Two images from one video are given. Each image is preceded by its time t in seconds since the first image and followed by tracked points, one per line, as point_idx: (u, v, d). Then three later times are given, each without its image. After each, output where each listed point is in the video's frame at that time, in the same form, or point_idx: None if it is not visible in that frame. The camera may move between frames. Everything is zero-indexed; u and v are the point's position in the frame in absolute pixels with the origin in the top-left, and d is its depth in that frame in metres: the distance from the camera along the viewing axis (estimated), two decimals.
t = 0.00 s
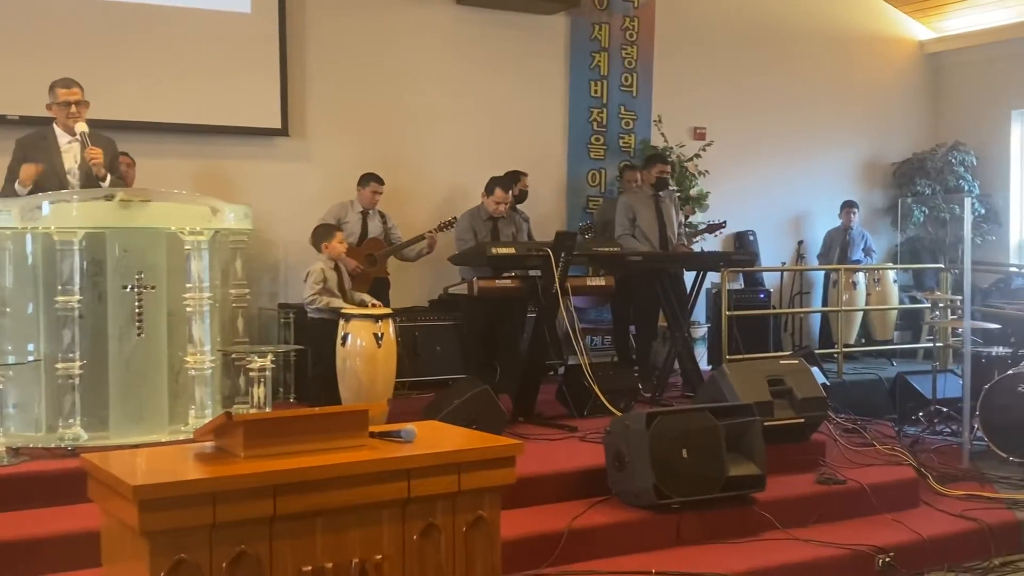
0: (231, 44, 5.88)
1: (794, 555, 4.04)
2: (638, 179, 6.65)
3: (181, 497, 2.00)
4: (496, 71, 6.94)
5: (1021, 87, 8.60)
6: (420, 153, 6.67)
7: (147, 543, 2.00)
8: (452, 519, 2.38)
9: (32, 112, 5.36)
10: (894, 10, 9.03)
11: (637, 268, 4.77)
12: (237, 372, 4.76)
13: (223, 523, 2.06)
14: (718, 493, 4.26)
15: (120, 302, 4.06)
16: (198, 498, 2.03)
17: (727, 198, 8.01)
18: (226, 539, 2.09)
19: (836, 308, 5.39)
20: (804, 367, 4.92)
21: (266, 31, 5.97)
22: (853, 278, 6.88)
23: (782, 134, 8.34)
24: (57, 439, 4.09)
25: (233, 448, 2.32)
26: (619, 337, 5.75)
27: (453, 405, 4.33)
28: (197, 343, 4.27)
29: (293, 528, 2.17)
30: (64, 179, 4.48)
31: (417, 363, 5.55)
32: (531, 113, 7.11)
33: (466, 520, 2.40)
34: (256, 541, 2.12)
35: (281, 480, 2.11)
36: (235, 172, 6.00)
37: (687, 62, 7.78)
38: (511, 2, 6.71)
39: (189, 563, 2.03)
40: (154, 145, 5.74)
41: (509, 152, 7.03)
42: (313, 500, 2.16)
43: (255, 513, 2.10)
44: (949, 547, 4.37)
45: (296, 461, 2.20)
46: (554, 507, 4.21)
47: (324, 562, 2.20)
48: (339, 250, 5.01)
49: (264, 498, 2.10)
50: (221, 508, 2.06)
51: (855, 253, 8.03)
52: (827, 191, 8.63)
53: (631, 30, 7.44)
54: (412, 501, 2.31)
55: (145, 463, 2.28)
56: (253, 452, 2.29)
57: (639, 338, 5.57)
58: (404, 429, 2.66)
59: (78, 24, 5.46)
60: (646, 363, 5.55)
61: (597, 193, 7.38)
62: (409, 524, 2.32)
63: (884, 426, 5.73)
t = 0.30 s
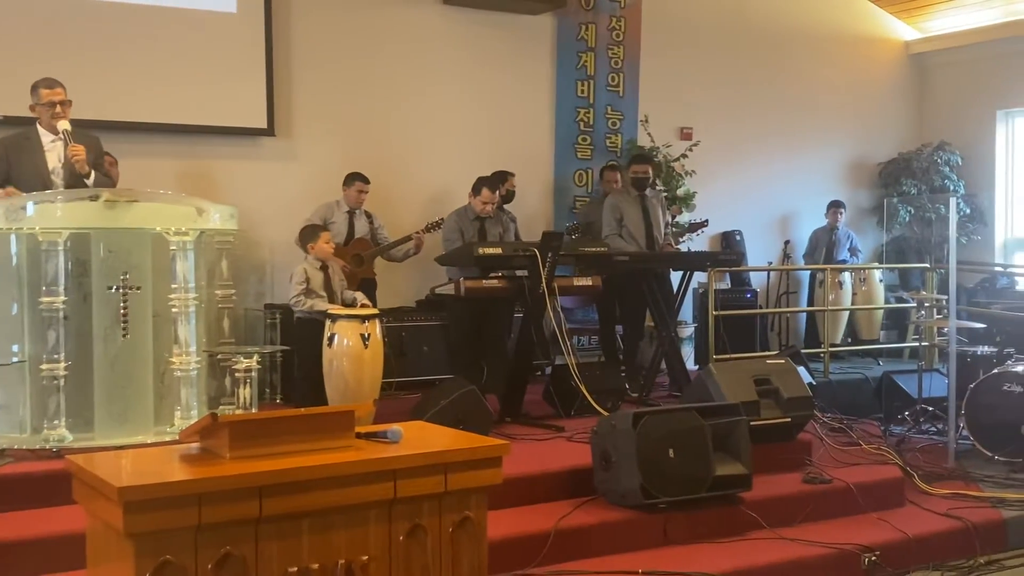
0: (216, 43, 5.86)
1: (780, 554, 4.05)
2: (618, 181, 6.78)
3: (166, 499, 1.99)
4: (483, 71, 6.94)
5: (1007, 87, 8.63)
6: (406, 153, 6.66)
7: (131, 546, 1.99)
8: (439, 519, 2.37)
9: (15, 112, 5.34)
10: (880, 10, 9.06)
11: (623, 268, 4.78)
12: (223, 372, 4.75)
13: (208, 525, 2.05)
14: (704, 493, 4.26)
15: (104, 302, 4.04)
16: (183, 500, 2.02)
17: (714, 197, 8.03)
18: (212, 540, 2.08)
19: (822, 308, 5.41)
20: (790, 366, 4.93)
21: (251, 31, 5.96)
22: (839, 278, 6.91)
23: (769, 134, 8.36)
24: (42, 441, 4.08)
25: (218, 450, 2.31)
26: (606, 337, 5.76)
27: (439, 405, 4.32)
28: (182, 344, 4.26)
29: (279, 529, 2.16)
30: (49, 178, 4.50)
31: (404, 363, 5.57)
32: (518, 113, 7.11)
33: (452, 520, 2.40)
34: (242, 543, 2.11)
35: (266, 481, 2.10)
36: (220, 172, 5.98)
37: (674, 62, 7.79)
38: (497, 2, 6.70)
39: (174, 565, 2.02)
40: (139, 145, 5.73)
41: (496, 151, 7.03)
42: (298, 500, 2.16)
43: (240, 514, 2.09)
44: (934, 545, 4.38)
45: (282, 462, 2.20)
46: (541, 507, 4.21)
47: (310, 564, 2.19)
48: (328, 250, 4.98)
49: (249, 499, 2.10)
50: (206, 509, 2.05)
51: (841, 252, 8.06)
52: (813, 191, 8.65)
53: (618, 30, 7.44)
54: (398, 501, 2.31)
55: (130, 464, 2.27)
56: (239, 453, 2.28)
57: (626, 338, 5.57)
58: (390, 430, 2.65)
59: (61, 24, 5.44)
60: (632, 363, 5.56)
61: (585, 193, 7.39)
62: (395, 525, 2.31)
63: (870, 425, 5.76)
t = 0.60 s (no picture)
0: (209, 44, 5.85)
1: (774, 554, 4.06)
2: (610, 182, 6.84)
3: (161, 500, 1.99)
4: (477, 72, 6.94)
5: (1000, 88, 8.66)
6: (401, 153, 6.67)
7: (127, 547, 1.99)
8: (434, 519, 2.38)
9: (8, 113, 5.33)
10: (873, 10, 9.07)
11: (617, 268, 4.80)
12: (217, 373, 4.76)
13: (203, 526, 2.05)
14: (699, 492, 4.27)
15: (99, 303, 4.04)
16: (178, 501, 2.02)
17: (708, 198, 8.04)
18: (207, 541, 2.08)
19: (815, 308, 5.42)
20: (784, 366, 4.94)
21: (245, 32, 5.96)
22: (832, 278, 6.92)
23: (763, 134, 8.38)
24: (36, 443, 4.07)
25: (213, 450, 2.31)
26: (600, 337, 5.77)
27: (434, 406, 4.33)
28: (176, 344, 4.26)
29: (274, 530, 2.17)
30: (43, 178, 4.50)
31: (398, 364, 5.58)
32: (512, 112, 7.12)
33: (446, 520, 2.40)
34: (237, 544, 2.12)
35: (260, 481, 2.10)
36: (215, 173, 5.98)
37: (668, 63, 7.81)
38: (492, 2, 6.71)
39: (169, 565, 2.02)
40: (132, 146, 5.72)
41: (490, 151, 7.03)
42: (293, 500, 2.16)
43: (234, 514, 2.09)
44: (928, 545, 4.40)
45: (277, 463, 2.20)
46: (535, 507, 4.21)
47: (306, 564, 2.20)
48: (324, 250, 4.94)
49: (244, 499, 2.10)
50: (201, 509, 2.05)
51: (835, 252, 8.08)
52: (807, 192, 8.67)
53: (612, 30, 7.46)
54: (393, 501, 2.31)
55: (125, 465, 2.27)
56: (233, 454, 2.28)
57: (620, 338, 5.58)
58: (384, 430, 2.66)
59: (55, 24, 5.43)
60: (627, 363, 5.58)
61: (579, 193, 7.40)
62: (390, 525, 2.32)
63: (864, 425, 5.77)
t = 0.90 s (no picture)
0: (209, 45, 5.86)
1: (774, 553, 4.06)
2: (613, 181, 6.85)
3: (161, 500, 2.00)
4: (476, 72, 6.95)
5: (999, 88, 8.66)
6: (401, 154, 6.67)
7: (128, 546, 2.00)
8: (434, 519, 2.39)
9: (9, 114, 5.33)
10: (872, 10, 9.08)
11: (617, 268, 4.81)
12: (217, 373, 4.77)
13: (204, 526, 2.06)
14: (699, 492, 4.28)
15: (99, 304, 4.05)
16: (178, 501, 2.02)
17: (708, 198, 8.05)
18: (208, 541, 2.08)
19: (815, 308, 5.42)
20: (783, 366, 4.95)
21: (245, 33, 5.96)
22: (832, 278, 6.93)
23: (762, 134, 8.38)
24: (37, 443, 4.07)
25: (213, 451, 2.31)
26: (599, 337, 5.78)
27: (434, 406, 4.34)
28: (177, 344, 4.26)
29: (275, 530, 2.17)
30: (47, 178, 4.51)
31: (398, 364, 5.59)
32: (512, 113, 7.12)
33: (447, 520, 2.41)
34: (237, 544, 2.12)
35: (260, 482, 2.11)
36: (215, 174, 5.99)
37: (668, 63, 7.81)
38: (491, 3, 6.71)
39: (170, 565, 2.03)
40: (133, 147, 5.73)
41: (490, 152, 7.04)
42: (293, 501, 2.17)
43: (235, 514, 2.10)
44: (927, 544, 4.40)
45: (278, 463, 2.21)
46: (535, 507, 4.22)
47: (306, 564, 2.20)
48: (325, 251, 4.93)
49: (245, 500, 2.10)
50: (202, 509, 2.05)
51: (835, 252, 8.08)
52: (807, 192, 8.68)
53: (612, 31, 7.46)
54: (393, 501, 2.32)
55: (125, 465, 2.27)
56: (234, 454, 2.29)
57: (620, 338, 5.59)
58: (384, 430, 2.66)
59: (55, 25, 5.44)
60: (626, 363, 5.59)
61: (578, 193, 7.40)
62: (390, 525, 2.33)
63: (863, 425, 5.77)
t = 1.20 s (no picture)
0: (216, 46, 5.87)
1: (781, 553, 4.06)
2: (628, 179, 6.74)
3: (168, 500, 2.01)
4: (482, 72, 6.95)
5: (1006, 88, 8.64)
6: (406, 153, 6.68)
7: (135, 547, 2.00)
8: (441, 519, 2.39)
9: (18, 114, 5.35)
10: (878, 10, 9.07)
11: (624, 268, 4.82)
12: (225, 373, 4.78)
13: (211, 526, 2.06)
14: (705, 491, 4.27)
15: (108, 304, 4.06)
16: (185, 501, 2.03)
17: (714, 197, 8.04)
18: (215, 540, 2.09)
19: (822, 307, 5.42)
20: (790, 366, 4.95)
21: (253, 34, 5.97)
22: (839, 278, 6.92)
23: (769, 133, 8.37)
24: (45, 442, 4.08)
25: (222, 451, 2.32)
26: (605, 337, 5.78)
27: (441, 405, 4.34)
28: (184, 344, 4.26)
29: (282, 529, 2.18)
30: (60, 179, 4.52)
31: (404, 364, 5.60)
32: (518, 113, 7.13)
33: (454, 520, 2.41)
34: (244, 544, 2.13)
35: (268, 481, 2.11)
36: (222, 174, 6.00)
37: (674, 63, 7.81)
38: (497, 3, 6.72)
39: (177, 565, 2.04)
40: (140, 147, 5.75)
41: (496, 152, 7.04)
42: (300, 500, 2.17)
43: (242, 514, 2.10)
44: (933, 544, 4.39)
45: (285, 463, 2.21)
46: (541, 507, 4.22)
47: (314, 563, 2.20)
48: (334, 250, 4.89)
49: (252, 499, 2.11)
50: (209, 509, 2.06)
51: (842, 252, 8.07)
52: (813, 191, 8.66)
53: (618, 30, 7.46)
54: (400, 501, 2.32)
55: (133, 465, 2.28)
56: (241, 453, 2.29)
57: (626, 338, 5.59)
58: (392, 430, 2.67)
59: (64, 26, 5.46)
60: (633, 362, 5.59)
61: (584, 193, 7.40)
62: (397, 524, 2.33)
63: (870, 425, 5.76)
